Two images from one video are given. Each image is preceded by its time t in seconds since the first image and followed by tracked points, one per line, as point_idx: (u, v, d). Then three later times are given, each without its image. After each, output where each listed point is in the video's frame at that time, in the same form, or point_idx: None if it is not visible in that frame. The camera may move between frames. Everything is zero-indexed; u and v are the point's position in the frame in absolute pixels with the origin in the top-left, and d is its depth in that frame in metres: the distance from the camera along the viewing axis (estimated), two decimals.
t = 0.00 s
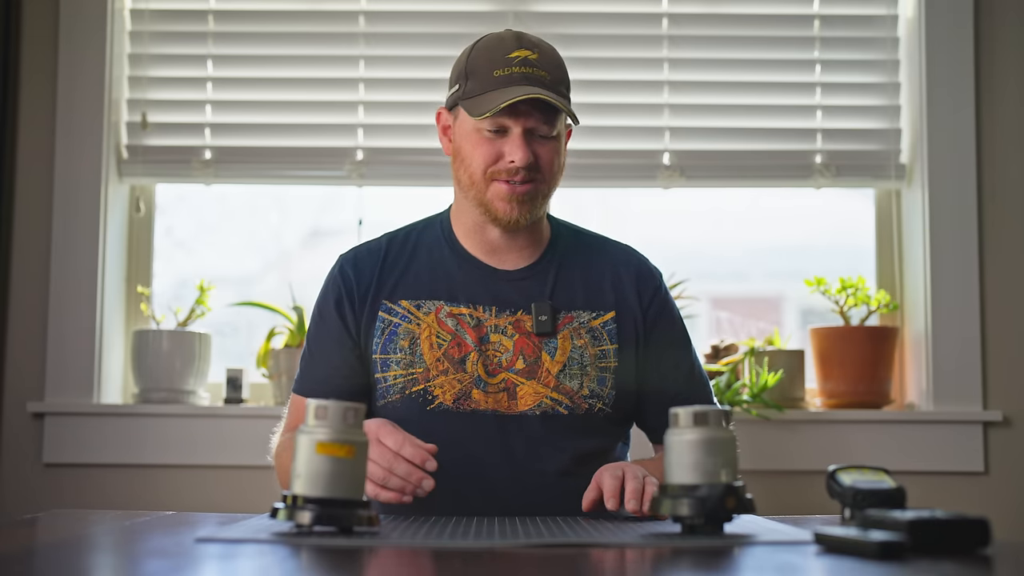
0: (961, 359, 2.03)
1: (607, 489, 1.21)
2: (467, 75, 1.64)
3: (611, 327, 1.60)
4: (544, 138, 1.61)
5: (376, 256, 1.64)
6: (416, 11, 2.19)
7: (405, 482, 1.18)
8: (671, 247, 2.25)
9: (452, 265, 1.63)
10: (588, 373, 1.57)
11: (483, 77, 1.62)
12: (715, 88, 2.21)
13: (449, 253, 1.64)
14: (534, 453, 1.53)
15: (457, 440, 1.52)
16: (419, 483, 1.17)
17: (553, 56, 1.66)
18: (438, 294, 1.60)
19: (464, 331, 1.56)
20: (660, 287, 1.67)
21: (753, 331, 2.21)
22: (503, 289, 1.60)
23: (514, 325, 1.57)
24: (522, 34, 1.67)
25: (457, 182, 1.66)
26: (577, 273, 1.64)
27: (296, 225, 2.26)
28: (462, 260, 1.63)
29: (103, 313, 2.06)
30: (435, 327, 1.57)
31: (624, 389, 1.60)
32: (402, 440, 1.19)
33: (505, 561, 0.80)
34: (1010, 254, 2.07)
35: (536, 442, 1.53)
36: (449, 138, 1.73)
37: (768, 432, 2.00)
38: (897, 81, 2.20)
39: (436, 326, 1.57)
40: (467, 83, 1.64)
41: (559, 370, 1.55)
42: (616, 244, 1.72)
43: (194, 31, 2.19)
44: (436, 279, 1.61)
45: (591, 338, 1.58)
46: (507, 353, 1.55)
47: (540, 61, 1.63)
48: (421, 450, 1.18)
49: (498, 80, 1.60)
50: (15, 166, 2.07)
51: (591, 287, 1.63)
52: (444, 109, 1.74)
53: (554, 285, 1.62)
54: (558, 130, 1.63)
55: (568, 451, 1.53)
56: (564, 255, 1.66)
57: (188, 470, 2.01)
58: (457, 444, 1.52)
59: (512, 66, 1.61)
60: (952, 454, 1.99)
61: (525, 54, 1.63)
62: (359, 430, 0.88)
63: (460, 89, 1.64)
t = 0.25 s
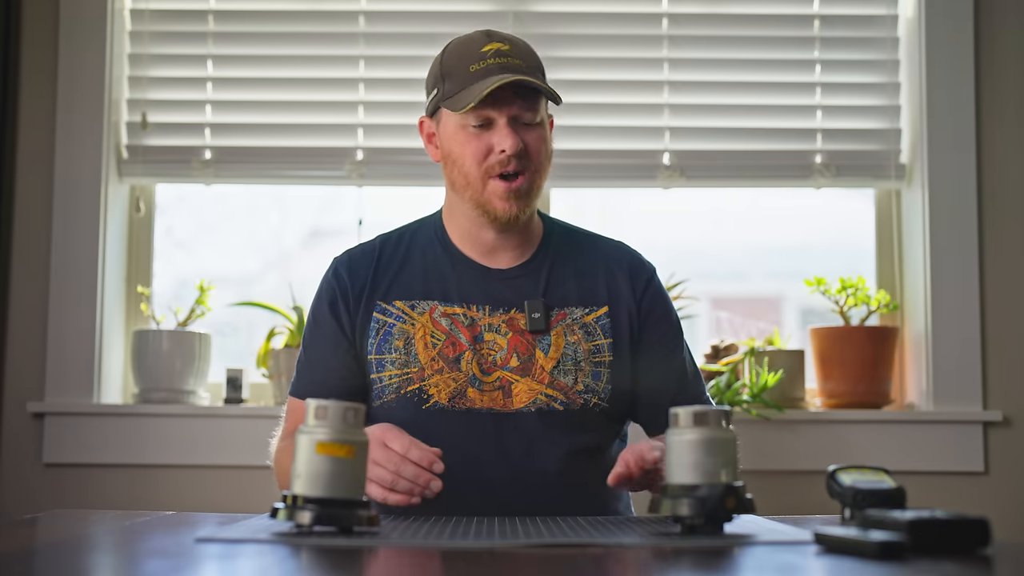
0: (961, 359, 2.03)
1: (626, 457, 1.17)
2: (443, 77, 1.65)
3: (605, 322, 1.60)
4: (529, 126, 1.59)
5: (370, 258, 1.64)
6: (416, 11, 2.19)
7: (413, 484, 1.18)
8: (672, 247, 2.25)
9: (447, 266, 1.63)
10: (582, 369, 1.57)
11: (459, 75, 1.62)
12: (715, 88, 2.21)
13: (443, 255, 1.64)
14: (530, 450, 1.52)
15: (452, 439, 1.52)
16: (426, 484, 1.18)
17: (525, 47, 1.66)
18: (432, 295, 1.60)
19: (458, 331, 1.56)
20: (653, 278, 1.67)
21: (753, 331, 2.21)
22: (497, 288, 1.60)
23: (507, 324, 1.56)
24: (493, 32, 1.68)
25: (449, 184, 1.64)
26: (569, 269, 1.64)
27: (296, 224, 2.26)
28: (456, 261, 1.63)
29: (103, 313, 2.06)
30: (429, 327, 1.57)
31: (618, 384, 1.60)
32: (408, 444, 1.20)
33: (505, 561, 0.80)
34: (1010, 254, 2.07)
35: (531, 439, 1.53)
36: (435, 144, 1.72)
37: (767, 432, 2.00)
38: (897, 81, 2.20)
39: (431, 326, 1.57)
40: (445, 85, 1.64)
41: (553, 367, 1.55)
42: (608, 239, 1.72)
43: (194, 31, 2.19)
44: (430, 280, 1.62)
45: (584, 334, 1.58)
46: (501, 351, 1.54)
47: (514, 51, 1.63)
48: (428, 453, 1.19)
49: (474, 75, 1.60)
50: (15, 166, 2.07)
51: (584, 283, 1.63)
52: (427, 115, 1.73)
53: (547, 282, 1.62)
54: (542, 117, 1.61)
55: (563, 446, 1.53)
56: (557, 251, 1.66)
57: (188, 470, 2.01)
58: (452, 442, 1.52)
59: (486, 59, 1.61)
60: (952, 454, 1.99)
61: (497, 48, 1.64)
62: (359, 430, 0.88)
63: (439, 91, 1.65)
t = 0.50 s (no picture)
0: (961, 358, 2.03)
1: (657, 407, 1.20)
2: (429, 75, 1.67)
3: (599, 314, 1.60)
4: (516, 117, 1.61)
5: (365, 254, 1.64)
6: (415, 11, 2.19)
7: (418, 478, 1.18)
8: (672, 247, 2.25)
9: (441, 260, 1.63)
10: (577, 361, 1.56)
11: (443, 71, 1.64)
12: (715, 88, 2.21)
13: (438, 250, 1.65)
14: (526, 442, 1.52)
15: (447, 432, 1.52)
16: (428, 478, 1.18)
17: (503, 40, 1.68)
18: (426, 288, 1.60)
19: (452, 324, 1.56)
20: (648, 271, 1.67)
21: (753, 331, 2.21)
22: (491, 281, 1.60)
23: (502, 317, 1.57)
24: (474, 30, 1.70)
25: (442, 185, 1.66)
26: (564, 261, 1.65)
27: (296, 224, 2.26)
28: (451, 256, 1.64)
29: (103, 313, 2.06)
30: (423, 321, 1.57)
31: (614, 376, 1.59)
32: (414, 441, 1.19)
33: (505, 561, 0.80)
34: (1010, 254, 2.07)
35: (526, 432, 1.53)
36: (427, 147, 1.74)
37: (767, 433, 2.00)
38: (897, 81, 2.20)
39: (424, 319, 1.57)
40: (429, 84, 1.66)
41: (547, 360, 1.55)
42: (604, 235, 1.72)
43: (194, 31, 2.19)
44: (424, 274, 1.62)
45: (579, 326, 1.58)
46: (495, 345, 1.55)
47: (493, 44, 1.65)
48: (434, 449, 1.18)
49: (458, 70, 1.62)
50: (15, 167, 2.07)
51: (578, 277, 1.63)
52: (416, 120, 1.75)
53: (541, 275, 1.62)
54: (528, 109, 1.63)
55: (558, 438, 1.53)
56: (552, 246, 1.66)
57: (188, 470, 2.01)
58: (446, 435, 1.52)
59: (468, 53, 1.63)
60: (952, 453, 1.99)
61: (477, 43, 1.66)
62: (359, 430, 0.88)
63: (426, 90, 1.67)
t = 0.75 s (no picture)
0: (961, 358, 2.03)
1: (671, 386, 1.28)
2: (436, 72, 1.66)
3: (599, 315, 1.60)
4: (514, 123, 1.59)
5: (365, 254, 1.64)
6: (415, 11, 2.19)
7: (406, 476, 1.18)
8: (672, 247, 2.25)
9: (441, 261, 1.63)
10: (577, 362, 1.56)
11: (448, 69, 1.63)
12: (715, 89, 2.21)
13: (438, 250, 1.64)
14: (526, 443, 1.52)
15: (447, 433, 1.52)
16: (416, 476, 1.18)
17: (517, 45, 1.68)
18: (426, 289, 1.60)
19: (451, 325, 1.56)
20: (647, 269, 1.67)
21: (753, 331, 2.21)
22: (491, 282, 1.60)
23: (501, 318, 1.57)
24: (487, 31, 1.70)
25: (438, 181, 1.65)
26: (563, 262, 1.65)
27: (296, 225, 2.26)
28: (450, 256, 1.63)
29: (103, 313, 2.06)
30: (423, 322, 1.57)
31: (615, 376, 1.59)
32: (401, 439, 1.20)
33: (505, 561, 0.80)
34: (1009, 254, 2.07)
35: (527, 433, 1.53)
36: (426, 140, 1.73)
37: (767, 432, 2.00)
38: (897, 81, 2.20)
39: (424, 320, 1.57)
40: (434, 79, 1.66)
41: (546, 361, 1.55)
42: (602, 234, 1.73)
43: (194, 31, 2.19)
44: (424, 274, 1.62)
45: (578, 327, 1.58)
46: (495, 346, 1.55)
47: (504, 48, 1.65)
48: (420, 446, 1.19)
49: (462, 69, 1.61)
50: (15, 166, 2.07)
51: (578, 277, 1.63)
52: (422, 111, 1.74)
53: (540, 276, 1.62)
54: (528, 115, 1.61)
55: (558, 438, 1.53)
56: (552, 246, 1.67)
57: (188, 470, 2.01)
58: (447, 436, 1.52)
59: (474, 54, 1.63)
60: (952, 453, 1.99)
61: (488, 44, 1.65)
62: (359, 430, 0.88)
63: (430, 86, 1.66)
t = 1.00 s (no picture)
0: (961, 358, 2.03)
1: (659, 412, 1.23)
2: (458, 66, 1.67)
3: (602, 320, 1.60)
4: (527, 128, 1.62)
5: (368, 252, 1.64)
6: (416, 11, 2.19)
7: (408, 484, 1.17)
8: (672, 247, 2.25)
9: (444, 262, 1.62)
10: (579, 367, 1.57)
11: (469, 66, 1.64)
12: (715, 88, 2.21)
13: (442, 250, 1.64)
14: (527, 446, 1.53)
15: (448, 435, 1.52)
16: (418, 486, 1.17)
17: (543, 51, 1.68)
18: (429, 290, 1.60)
19: (455, 327, 1.56)
20: (651, 275, 1.68)
21: (753, 331, 2.21)
22: (494, 283, 1.60)
23: (505, 321, 1.56)
24: (515, 32, 1.70)
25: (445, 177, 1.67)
26: (568, 265, 1.64)
27: (296, 225, 2.26)
28: (454, 257, 1.63)
29: (103, 313, 2.06)
30: (426, 323, 1.56)
31: (615, 381, 1.59)
32: (404, 447, 1.18)
33: (505, 561, 0.80)
34: (1009, 254, 2.07)
35: (527, 436, 1.53)
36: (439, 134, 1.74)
37: (767, 432, 2.00)
38: (897, 81, 2.20)
39: (427, 321, 1.57)
40: (454, 74, 1.66)
41: (549, 365, 1.55)
42: (608, 238, 1.73)
43: (194, 31, 2.19)
44: (427, 275, 1.61)
45: (582, 332, 1.58)
46: (498, 348, 1.55)
47: (528, 53, 1.65)
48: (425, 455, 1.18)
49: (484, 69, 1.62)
50: (15, 166, 2.07)
51: (582, 282, 1.63)
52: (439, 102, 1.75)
53: (544, 279, 1.61)
54: (543, 123, 1.64)
55: (558, 443, 1.53)
56: (556, 248, 1.66)
57: (188, 470, 2.01)
58: (448, 438, 1.52)
59: (498, 55, 1.63)
60: (952, 454, 1.99)
61: (513, 47, 1.66)
62: (359, 430, 0.88)
63: (451, 79, 1.67)
